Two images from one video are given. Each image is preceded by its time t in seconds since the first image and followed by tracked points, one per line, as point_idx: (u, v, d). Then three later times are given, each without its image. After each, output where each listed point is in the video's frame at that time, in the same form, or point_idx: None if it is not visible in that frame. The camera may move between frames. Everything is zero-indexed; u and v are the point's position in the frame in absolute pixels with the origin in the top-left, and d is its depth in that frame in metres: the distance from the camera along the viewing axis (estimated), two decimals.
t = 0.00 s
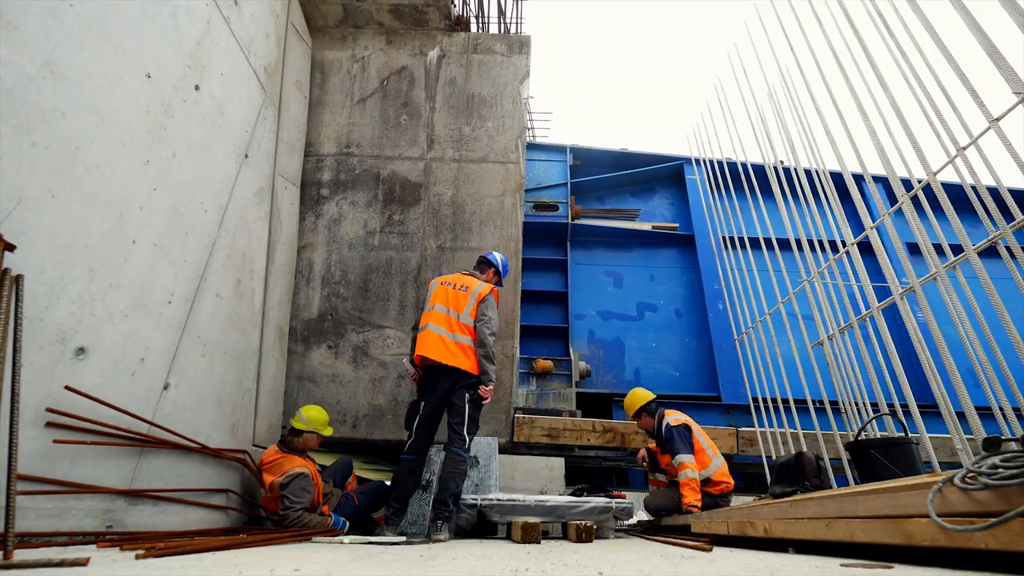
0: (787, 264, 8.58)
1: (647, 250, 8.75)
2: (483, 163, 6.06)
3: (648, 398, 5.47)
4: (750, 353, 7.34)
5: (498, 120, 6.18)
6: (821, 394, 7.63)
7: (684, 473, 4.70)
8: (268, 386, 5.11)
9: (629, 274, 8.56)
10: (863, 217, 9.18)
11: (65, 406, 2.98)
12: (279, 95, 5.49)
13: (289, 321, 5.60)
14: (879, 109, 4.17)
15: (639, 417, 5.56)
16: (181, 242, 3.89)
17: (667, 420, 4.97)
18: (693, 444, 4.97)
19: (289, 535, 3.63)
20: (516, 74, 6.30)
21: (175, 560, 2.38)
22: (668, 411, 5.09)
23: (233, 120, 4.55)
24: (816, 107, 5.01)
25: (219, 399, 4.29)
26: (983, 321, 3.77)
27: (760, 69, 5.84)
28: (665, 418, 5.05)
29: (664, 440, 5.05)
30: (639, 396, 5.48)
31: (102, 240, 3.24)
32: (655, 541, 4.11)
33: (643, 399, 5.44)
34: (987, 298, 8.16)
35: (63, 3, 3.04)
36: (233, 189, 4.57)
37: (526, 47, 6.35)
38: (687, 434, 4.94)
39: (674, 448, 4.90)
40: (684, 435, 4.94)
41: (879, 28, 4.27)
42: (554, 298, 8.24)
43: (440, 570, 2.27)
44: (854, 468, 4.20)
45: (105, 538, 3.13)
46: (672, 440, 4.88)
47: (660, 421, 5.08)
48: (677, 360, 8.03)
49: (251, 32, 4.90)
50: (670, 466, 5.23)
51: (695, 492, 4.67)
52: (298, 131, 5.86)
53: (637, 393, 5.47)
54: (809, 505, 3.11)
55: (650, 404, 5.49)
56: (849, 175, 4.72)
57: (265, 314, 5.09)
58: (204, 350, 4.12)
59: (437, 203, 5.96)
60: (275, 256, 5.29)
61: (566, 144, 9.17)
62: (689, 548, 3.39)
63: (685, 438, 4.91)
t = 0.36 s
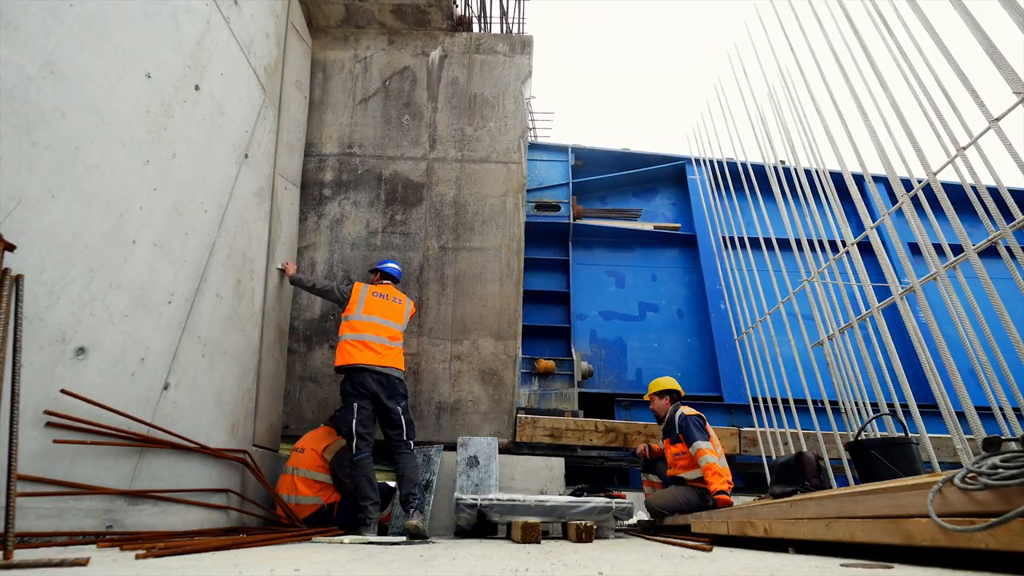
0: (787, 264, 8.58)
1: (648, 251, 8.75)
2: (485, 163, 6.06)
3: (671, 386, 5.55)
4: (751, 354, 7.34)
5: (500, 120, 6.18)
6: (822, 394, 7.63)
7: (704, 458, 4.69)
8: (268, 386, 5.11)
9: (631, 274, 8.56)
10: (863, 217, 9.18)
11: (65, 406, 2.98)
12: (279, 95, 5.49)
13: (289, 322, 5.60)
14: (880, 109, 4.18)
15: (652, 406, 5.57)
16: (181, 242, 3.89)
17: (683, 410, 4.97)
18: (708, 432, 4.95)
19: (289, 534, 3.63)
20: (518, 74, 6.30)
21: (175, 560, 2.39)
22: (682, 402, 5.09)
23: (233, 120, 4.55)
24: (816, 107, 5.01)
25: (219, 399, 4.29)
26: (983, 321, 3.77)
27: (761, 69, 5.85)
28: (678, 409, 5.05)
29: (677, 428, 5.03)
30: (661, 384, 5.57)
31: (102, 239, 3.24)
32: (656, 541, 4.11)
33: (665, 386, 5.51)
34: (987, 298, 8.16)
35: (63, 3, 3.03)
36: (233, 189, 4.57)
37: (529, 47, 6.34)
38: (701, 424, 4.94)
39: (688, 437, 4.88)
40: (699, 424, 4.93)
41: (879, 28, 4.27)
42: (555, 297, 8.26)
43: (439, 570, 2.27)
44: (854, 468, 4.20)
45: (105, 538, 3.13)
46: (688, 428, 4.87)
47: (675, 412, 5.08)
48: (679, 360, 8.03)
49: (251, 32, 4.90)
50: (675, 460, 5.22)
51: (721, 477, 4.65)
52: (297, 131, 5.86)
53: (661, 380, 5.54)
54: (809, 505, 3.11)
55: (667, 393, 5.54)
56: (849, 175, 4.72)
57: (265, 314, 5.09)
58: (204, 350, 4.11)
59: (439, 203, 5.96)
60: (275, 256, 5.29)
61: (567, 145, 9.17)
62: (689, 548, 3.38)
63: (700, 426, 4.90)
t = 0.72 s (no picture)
0: (787, 264, 8.58)
1: (648, 252, 8.74)
2: (485, 163, 6.06)
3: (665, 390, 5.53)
4: (751, 354, 7.34)
5: (500, 120, 6.18)
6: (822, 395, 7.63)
7: (702, 463, 4.68)
8: (268, 386, 5.11)
9: (631, 274, 8.56)
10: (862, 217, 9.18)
11: (65, 406, 2.98)
12: (279, 95, 5.49)
13: (289, 322, 5.60)
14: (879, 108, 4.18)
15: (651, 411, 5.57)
16: (181, 242, 3.89)
17: (680, 412, 4.95)
18: (706, 434, 4.93)
19: (288, 534, 3.63)
20: (518, 74, 6.30)
21: (176, 560, 2.39)
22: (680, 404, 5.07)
23: (233, 120, 4.55)
24: (816, 107, 5.01)
25: (219, 399, 4.29)
26: (983, 321, 3.77)
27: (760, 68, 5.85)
28: (675, 412, 5.04)
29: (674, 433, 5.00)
30: (655, 388, 5.55)
31: (102, 239, 3.24)
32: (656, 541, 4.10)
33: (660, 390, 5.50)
34: (987, 298, 8.15)
35: (63, 3, 3.03)
36: (233, 189, 4.57)
37: (528, 47, 6.34)
38: (697, 426, 4.91)
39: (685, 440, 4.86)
40: (695, 426, 4.91)
41: (878, 28, 4.27)
42: (555, 297, 8.27)
43: (439, 570, 2.27)
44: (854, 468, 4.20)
45: (105, 538, 3.13)
46: (684, 432, 4.84)
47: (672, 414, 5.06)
48: (679, 360, 8.03)
49: (251, 32, 4.90)
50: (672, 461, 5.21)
51: (722, 480, 4.66)
52: (298, 131, 5.86)
53: (656, 384, 5.54)
54: (809, 505, 3.11)
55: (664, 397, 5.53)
56: (849, 174, 4.72)
57: (265, 314, 5.09)
58: (204, 350, 4.12)
59: (439, 203, 5.96)
60: (275, 256, 5.30)
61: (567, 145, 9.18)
62: (689, 548, 3.38)
63: (696, 429, 4.88)
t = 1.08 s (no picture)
0: (787, 264, 8.58)
1: (648, 252, 8.74)
2: (485, 163, 6.06)
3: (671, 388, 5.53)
4: (751, 354, 7.33)
5: (500, 120, 6.18)
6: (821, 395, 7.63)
7: (702, 463, 4.68)
8: (268, 386, 5.11)
9: (631, 274, 8.56)
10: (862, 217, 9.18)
11: (64, 406, 2.98)
12: (279, 95, 5.49)
13: (289, 322, 5.60)
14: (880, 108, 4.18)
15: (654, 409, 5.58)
16: (181, 242, 3.89)
17: (681, 412, 4.94)
18: (706, 433, 4.92)
19: (288, 534, 3.63)
20: (518, 74, 6.30)
21: (176, 560, 2.39)
22: (680, 404, 5.07)
23: (233, 120, 4.55)
24: (816, 106, 5.01)
25: (219, 399, 4.29)
26: (983, 321, 3.77)
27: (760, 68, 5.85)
28: (676, 412, 5.03)
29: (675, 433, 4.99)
30: (659, 385, 5.56)
31: (102, 239, 3.24)
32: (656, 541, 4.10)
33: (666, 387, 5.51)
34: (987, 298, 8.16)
35: (63, 3, 3.03)
36: (233, 189, 4.57)
37: (528, 47, 6.34)
38: (698, 426, 4.90)
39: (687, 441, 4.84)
40: (696, 427, 4.90)
41: (878, 28, 4.28)
42: (555, 297, 8.27)
43: (439, 570, 2.27)
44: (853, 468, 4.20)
45: (105, 538, 3.13)
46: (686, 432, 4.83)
47: (673, 413, 5.05)
48: (679, 360, 8.02)
49: (251, 32, 4.90)
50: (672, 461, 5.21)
51: (722, 480, 4.66)
52: (298, 131, 5.86)
53: (660, 381, 5.54)
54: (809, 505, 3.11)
55: (666, 394, 5.52)
56: (849, 174, 4.72)
57: (265, 314, 5.09)
58: (203, 350, 4.11)
59: (439, 203, 5.96)
60: (275, 256, 5.29)
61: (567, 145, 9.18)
62: (689, 548, 3.38)
63: (697, 429, 4.86)
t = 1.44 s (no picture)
0: (787, 264, 8.58)
1: (648, 252, 8.75)
2: (485, 163, 6.06)
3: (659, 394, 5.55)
4: (751, 354, 7.33)
5: (500, 120, 6.18)
6: (821, 395, 7.63)
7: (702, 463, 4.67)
8: (268, 386, 5.11)
9: (631, 274, 8.55)
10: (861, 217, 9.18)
11: (64, 405, 2.98)
12: (279, 95, 5.49)
13: (288, 322, 5.60)
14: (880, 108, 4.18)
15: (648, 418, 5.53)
16: (181, 242, 3.89)
17: (680, 413, 4.96)
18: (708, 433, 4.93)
19: (288, 534, 3.63)
20: (518, 74, 6.30)
21: (176, 560, 2.39)
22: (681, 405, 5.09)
23: (233, 120, 4.56)
24: (816, 106, 5.01)
25: (219, 399, 4.29)
26: (983, 321, 3.76)
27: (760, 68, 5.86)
28: (676, 412, 5.05)
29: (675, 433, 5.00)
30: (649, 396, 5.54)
31: (102, 239, 3.24)
32: (656, 541, 4.10)
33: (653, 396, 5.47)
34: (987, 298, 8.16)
35: (63, 3, 3.03)
36: (233, 189, 4.57)
37: (528, 48, 6.34)
38: (697, 426, 4.92)
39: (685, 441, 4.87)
40: (696, 426, 4.92)
41: (878, 28, 4.28)
42: (555, 297, 8.27)
43: (438, 570, 2.27)
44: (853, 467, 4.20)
45: (105, 538, 3.13)
46: (684, 431, 4.86)
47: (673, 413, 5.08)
48: (679, 360, 8.02)
49: (251, 32, 4.90)
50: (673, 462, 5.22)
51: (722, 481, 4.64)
52: (298, 131, 5.86)
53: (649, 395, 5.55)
54: (808, 505, 3.11)
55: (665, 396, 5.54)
56: (849, 174, 4.72)
57: (265, 314, 5.09)
58: (203, 350, 4.11)
59: (439, 203, 5.96)
60: (274, 255, 5.30)
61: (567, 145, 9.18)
62: (689, 548, 3.38)
63: (696, 429, 4.87)
